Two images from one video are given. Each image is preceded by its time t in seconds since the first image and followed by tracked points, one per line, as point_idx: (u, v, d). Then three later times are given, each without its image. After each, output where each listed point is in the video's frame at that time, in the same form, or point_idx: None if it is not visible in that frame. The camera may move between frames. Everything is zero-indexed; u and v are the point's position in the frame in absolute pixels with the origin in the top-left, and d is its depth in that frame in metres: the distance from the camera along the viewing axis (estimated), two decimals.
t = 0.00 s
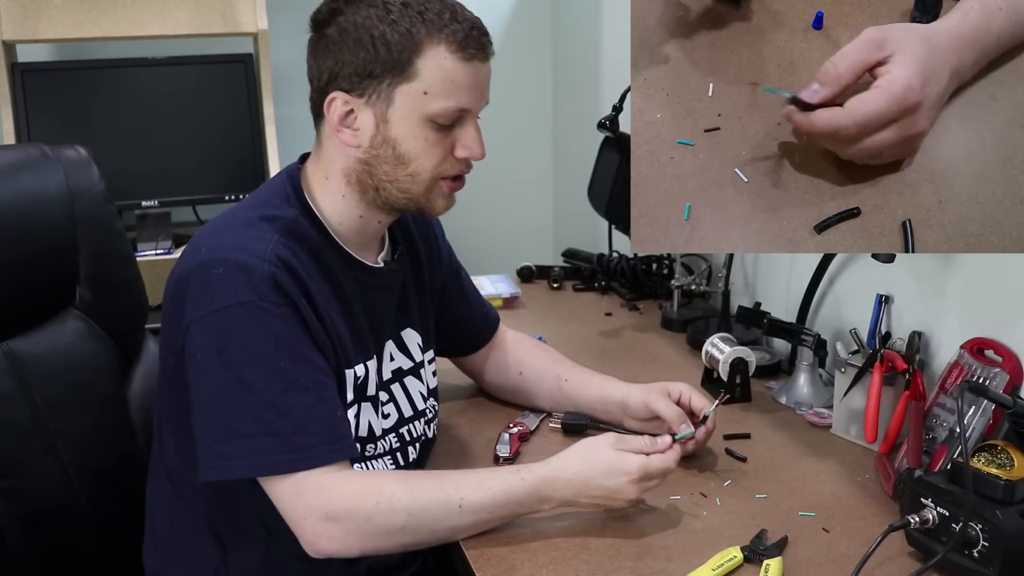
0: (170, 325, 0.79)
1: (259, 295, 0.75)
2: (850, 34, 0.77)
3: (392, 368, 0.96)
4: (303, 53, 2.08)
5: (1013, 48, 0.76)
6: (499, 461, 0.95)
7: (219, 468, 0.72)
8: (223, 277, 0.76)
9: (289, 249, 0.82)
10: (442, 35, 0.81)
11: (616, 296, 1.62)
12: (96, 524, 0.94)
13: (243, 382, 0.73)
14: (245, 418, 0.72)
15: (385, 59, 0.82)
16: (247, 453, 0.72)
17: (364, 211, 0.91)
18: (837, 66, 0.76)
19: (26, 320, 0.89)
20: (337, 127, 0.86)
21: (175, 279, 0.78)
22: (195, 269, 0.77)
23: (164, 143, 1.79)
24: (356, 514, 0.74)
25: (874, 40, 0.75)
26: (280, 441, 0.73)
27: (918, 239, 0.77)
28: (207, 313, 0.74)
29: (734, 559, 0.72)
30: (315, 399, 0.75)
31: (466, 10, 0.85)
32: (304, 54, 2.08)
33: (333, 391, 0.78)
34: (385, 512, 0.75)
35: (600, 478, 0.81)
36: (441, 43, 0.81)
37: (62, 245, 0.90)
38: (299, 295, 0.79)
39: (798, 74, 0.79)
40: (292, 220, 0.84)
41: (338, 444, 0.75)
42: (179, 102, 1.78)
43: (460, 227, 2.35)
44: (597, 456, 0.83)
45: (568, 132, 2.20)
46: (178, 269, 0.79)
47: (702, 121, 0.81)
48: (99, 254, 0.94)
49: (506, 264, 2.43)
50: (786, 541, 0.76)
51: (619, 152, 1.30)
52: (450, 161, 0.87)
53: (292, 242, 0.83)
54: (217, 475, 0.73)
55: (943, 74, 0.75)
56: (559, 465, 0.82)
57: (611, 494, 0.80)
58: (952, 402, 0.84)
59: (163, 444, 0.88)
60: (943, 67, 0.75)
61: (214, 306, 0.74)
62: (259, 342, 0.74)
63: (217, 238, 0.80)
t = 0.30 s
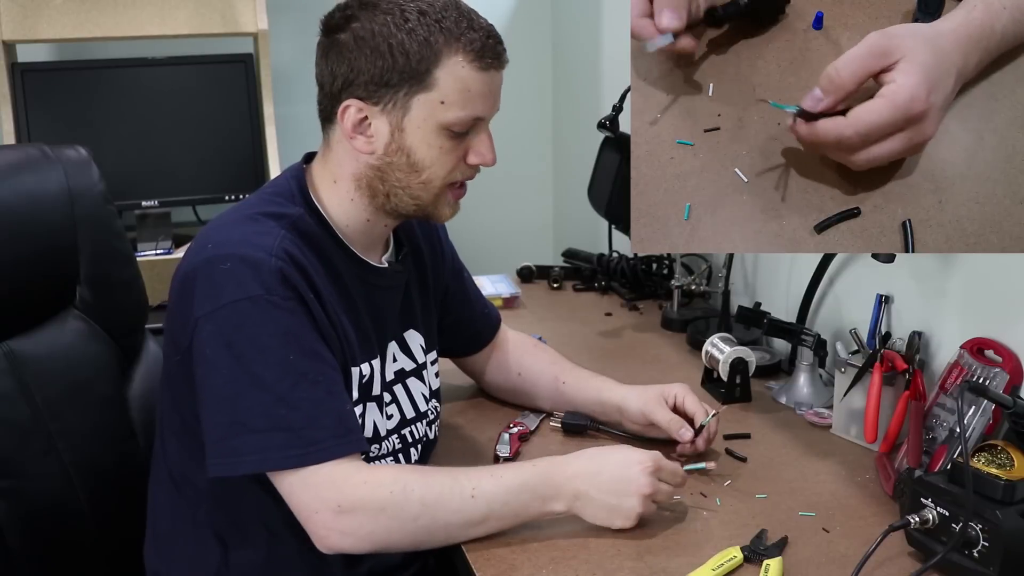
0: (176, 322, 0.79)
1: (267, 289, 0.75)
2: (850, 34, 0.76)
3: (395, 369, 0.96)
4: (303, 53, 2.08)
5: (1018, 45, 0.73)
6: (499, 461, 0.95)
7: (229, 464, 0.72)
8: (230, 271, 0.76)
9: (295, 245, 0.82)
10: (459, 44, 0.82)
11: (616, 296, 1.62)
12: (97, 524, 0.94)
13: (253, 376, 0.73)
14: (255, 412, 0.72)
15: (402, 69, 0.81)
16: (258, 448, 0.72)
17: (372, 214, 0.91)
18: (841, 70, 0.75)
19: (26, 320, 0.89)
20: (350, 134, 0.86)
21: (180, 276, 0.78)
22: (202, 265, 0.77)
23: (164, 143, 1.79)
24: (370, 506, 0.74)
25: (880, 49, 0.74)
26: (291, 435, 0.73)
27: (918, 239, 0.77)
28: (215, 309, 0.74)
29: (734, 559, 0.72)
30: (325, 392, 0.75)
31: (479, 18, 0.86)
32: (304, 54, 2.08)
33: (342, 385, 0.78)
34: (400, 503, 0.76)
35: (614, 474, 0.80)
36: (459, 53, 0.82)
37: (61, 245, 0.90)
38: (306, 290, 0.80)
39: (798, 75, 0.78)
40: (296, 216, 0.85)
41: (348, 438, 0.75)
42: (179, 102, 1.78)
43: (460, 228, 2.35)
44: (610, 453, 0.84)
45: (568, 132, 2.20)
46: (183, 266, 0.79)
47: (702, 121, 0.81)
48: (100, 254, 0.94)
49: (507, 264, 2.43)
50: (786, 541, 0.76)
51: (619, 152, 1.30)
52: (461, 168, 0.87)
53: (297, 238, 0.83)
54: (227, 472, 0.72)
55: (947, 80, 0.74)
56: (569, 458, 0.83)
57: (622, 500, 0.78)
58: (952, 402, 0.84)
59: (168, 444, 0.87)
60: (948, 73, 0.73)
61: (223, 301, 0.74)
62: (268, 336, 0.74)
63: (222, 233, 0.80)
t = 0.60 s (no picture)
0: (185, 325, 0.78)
1: (276, 290, 0.75)
2: (850, 35, 0.76)
3: (399, 370, 0.96)
4: (304, 53, 2.08)
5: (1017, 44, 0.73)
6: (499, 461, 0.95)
7: (241, 466, 0.72)
8: (239, 274, 0.76)
9: (303, 246, 0.82)
10: (468, 49, 0.82)
11: (616, 296, 1.62)
12: (97, 524, 0.93)
13: (263, 378, 0.73)
14: (266, 414, 0.72)
15: (411, 73, 0.81)
16: (269, 450, 0.72)
17: (377, 216, 0.91)
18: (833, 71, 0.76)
19: (26, 320, 0.89)
20: (356, 136, 0.86)
21: (188, 278, 0.78)
22: (210, 268, 0.76)
23: (164, 143, 1.79)
24: (381, 505, 0.74)
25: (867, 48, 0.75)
26: (302, 437, 0.73)
27: (918, 239, 0.77)
28: (224, 311, 0.74)
29: (733, 559, 0.72)
30: (335, 394, 0.75)
31: (489, 21, 0.86)
32: (304, 53, 2.08)
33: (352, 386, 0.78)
34: (412, 502, 0.76)
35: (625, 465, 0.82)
36: (468, 57, 0.82)
37: (61, 245, 0.90)
38: (315, 292, 0.80)
39: (798, 74, 0.78)
40: (304, 218, 0.85)
41: (359, 438, 0.75)
42: (179, 102, 1.78)
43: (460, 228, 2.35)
44: (616, 447, 0.85)
45: (569, 132, 2.20)
46: (191, 269, 0.79)
47: (702, 121, 0.81)
48: (100, 254, 0.94)
49: (506, 264, 2.43)
50: (786, 541, 0.76)
51: (619, 152, 1.30)
52: (466, 171, 0.88)
53: (305, 239, 0.83)
54: (239, 474, 0.72)
55: (942, 73, 0.74)
56: (576, 454, 0.84)
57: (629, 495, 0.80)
58: (952, 402, 0.84)
59: (171, 445, 0.87)
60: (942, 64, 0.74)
61: (232, 303, 0.74)
62: (278, 338, 0.74)
63: (230, 234, 0.80)
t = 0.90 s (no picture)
0: (191, 325, 0.78)
1: (284, 291, 0.75)
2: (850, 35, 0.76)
3: (404, 372, 0.96)
4: (304, 53, 2.08)
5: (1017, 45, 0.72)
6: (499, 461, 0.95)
7: (249, 467, 0.72)
8: (247, 274, 0.75)
9: (310, 247, 0.82)
10: (481, 55, 0.82)
11: (616, 296, 1.62)
12: (98, 524, 0.94)
13: (271, 379, 0.73)
14: (274, 415, 0.72)
15: (423, 77, 0.81)
16: (277, 451, 0.72)
17: (384, 219, 0.91)
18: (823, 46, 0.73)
19: (26, 321, 0.89)
20: (364, 138, 0.86)
21: (195, 278, 0.78)
22: (217, 268, 0.76)
23: (164, 143, 1.79)
24: (388, 505, 0.74)
25: (862, 34, 0.72)
26: (310, 437, 0.73)
27: (918, 238, 0.77)
28: (232, 311, 0.74)
29: (734, 559, 0.72)
30: (343, 395, 0.75)
31: (501, 27, 0.86)
32: (304, 53, 2.08)
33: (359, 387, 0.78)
34: (419, 503, 0.76)
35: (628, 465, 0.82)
36: (480, 63, 0.82)
37: (61, 245, 0.90)
38: (323, 292, 0.80)
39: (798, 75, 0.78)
40: (310, 218, 0.85)
41: (367, 440, 0.75)
42: (179, 102, 1.78)
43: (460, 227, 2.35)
44: (619, 443, 0.86)
45: (568, 132, 2.20)
46: (198, 269, 0.79)
47: (702, 121, 0.81)
48: (100, 254, 0.94)
49: (507, 264, 2.43)
50: (786, 541, 0.76)
51: (619, 153, 1.30)
52: (475, 175, 0.88)
53: (312, 240, 0.83)
54: (246, 475, 0.73)
55: (926, 80, 0.73)
56: (581, 453, 0.84)
57: (630, 494, 0.80)
58: (952, 402, 0.84)
59: (174, 445, 0.87)
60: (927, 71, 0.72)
61: (239, 303, 0.74)
62: (286, 338, 0.74)
63: (237, 234, 0.80)
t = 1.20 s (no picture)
0: (196, 323, 0.78)
1: (291, 290, 0.75)
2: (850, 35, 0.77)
3: (406, 374, 0.96)
4: (304, 53, 2.08)
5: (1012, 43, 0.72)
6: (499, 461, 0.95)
7: (253, 466, 0.72)
8: (254, 273, 0.75)
9: (316, 246, 0.82)
10: (490, 59, 0.82)
11: (616, 296, 1.62)
12: (98, 524, 0.94)
13: (276, 378, 0.73)
14: (280, 414, 0.72)
15: (431, 80, 0.81)
16: (282, 450, 0.72)
17: (389, 221, 0.91)
18: (790, 51, 0.75)
19: (25, 321, 0.89)
20: (371, 140, 0.86)
21: (200, 276, 0.78)
22: (224, 267, 0.76)
23: (164, 143, 1.79)
24: (392, 506, 0.74)
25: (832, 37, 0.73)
26: (314, 437, 0.73)
27: (918, 239, 0.76)
28: (238, 310, 0.74)
29: (733, 559, 0.72)
30: (347, 395, 0.75)
31: (510, 31, 0.86)
32: (304, 53, 2.08)
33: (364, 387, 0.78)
34: (423, 505, 0.76)
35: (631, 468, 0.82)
36: (490, 68, 0.82)
37: (61, 245, 0.90)
38: (328, 292, 0.80)
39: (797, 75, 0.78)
40: (316, 218, 0.84)
41: (370, 439, 0.75)
42: (178, 102, 1.78)
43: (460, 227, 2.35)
44: (621, 445, 0.86)
45: (568, 132, 2.20)
46: (203, 267, 0.78)
47: (702, 121, 0.82)
48: (100, 254, 0.94)
49: (506, 264, 2.43)
50: (786, 541, 0.76)
51: (619, 152, 1.30)
52: (480, 180, 0.88)
53: (317, 239, 0.83)
54: (250, 473, 0.73)
55: (905, 82, 0.73)
56: (584, 455, 0.84)
57: (633, 495, 0.80)
58: (952, 402, 0.84)
59: (174, 446, 0.87)
60: (907, 74, 0.73)
61: (245, 302, 0.74)
62: (292, 337, 0.74)
63: (243, 233, 0.80)
